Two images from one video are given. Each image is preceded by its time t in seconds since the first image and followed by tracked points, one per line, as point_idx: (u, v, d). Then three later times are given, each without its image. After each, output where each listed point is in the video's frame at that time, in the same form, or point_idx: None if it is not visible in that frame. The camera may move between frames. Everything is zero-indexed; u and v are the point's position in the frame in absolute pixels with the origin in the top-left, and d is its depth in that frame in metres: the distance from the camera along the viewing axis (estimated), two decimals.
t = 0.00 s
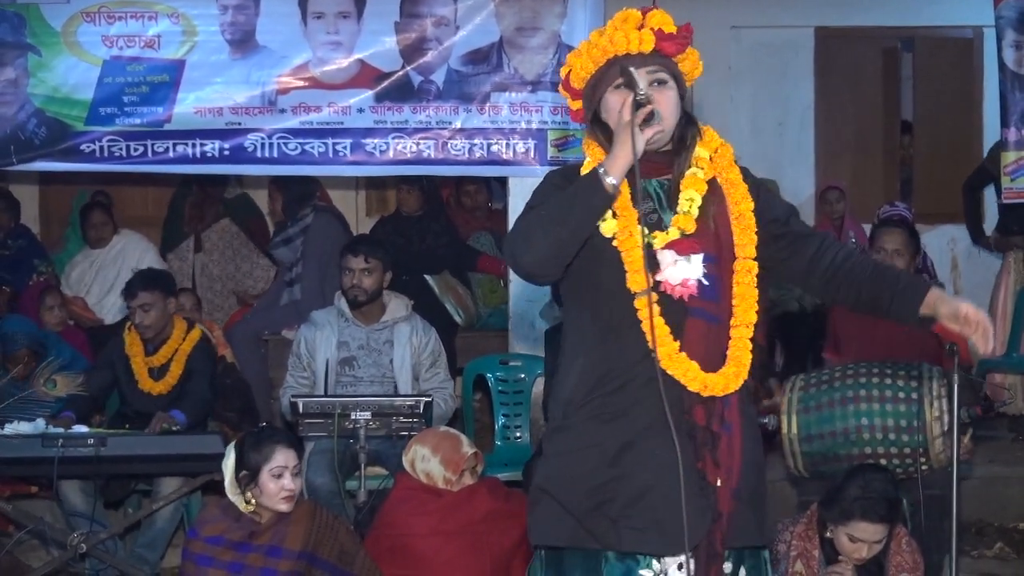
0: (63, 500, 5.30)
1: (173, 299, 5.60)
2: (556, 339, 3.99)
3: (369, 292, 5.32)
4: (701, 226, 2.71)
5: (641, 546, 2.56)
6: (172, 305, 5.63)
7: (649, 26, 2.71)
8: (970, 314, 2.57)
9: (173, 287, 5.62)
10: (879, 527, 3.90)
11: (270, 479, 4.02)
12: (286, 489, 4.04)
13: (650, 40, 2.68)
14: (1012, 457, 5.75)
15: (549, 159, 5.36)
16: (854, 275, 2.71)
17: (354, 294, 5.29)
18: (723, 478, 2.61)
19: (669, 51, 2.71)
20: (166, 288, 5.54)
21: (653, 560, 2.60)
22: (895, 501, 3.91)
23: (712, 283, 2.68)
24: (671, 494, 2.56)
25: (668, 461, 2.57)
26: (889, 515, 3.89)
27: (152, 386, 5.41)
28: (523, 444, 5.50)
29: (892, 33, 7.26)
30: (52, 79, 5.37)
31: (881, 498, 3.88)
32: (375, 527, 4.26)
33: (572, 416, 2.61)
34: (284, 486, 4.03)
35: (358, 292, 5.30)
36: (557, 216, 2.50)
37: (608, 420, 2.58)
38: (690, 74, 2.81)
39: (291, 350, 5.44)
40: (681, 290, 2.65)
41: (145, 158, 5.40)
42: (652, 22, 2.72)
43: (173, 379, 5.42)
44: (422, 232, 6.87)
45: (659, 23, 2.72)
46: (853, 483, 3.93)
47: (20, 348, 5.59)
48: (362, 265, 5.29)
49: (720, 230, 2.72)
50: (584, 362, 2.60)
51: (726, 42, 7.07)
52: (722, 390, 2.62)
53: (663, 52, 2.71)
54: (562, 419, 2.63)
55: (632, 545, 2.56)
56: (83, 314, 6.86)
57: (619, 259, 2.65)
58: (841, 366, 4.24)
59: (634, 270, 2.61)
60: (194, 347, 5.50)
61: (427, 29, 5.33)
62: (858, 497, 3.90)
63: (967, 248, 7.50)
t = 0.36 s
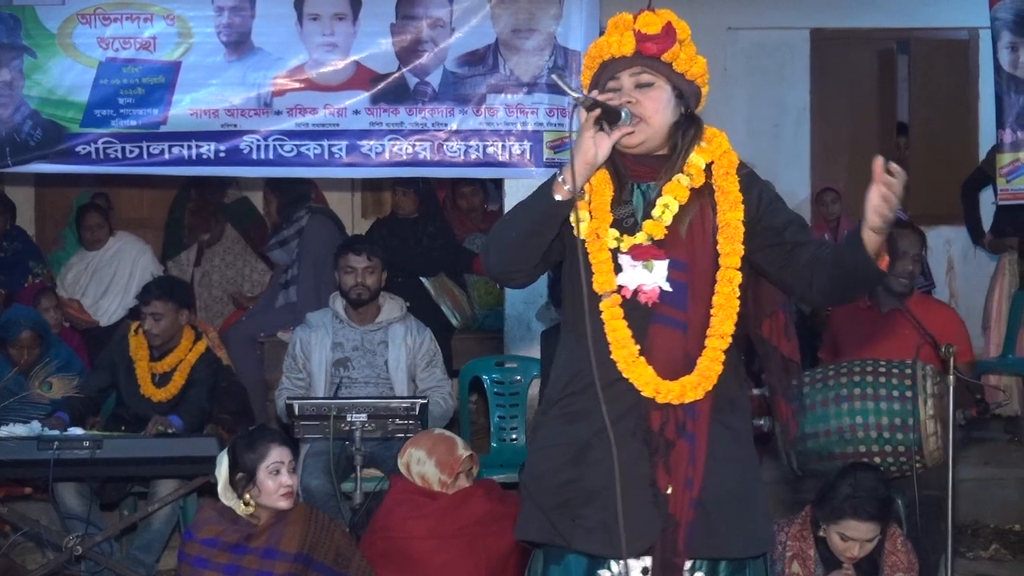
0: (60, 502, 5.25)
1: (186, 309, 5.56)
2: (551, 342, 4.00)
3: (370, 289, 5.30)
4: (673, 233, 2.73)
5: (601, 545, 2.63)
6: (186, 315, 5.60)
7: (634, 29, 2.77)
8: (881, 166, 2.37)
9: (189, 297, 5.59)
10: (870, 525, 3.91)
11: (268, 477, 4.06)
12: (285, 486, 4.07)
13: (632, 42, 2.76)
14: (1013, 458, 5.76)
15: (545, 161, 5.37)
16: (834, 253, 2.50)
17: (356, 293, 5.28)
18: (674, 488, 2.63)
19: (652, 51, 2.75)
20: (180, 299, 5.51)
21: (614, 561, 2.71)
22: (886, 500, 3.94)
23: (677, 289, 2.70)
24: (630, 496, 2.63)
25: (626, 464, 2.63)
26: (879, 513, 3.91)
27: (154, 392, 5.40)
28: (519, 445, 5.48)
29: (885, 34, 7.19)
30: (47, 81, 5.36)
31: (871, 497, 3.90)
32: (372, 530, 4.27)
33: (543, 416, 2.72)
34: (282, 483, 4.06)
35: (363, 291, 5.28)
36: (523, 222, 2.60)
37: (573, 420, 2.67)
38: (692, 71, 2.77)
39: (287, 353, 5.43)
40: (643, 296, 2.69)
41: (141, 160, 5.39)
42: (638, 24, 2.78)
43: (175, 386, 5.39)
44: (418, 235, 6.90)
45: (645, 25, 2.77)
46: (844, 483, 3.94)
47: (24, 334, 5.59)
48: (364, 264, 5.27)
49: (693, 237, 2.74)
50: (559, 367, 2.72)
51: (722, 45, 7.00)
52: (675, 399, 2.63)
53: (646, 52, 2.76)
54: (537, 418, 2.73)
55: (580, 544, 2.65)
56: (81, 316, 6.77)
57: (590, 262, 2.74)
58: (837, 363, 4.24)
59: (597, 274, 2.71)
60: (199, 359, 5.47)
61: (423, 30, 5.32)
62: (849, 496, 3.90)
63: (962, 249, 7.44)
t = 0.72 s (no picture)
0: (48, 505, 5.30)
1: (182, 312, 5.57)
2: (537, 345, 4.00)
3: (367, 288, 5.33)
4: (645, 235, 2.80)
5: (569, 542, 2.72)
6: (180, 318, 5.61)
7: (624, 31, 2.82)
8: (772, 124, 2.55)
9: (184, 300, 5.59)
10: (849, 519, 3.94)
11: (258, 480, 4.04)
12: (275, 489, 4.06)
13: (619, 43, 2.81)
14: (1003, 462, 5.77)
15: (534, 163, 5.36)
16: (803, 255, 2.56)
17: (354, 292, 5.30)
18: (637, 490, 2.70)
19: (635, 52, 2.78)
20: (177, 300, 5.51)
21: (584, 560, 2.76)
22: (865, 494, 4.00)
23: (647, 291, 2.77)
24: (597, 495, 2.71)
25: (593, 464, 2.71)
26: (859, 507, 3.96)
27: (144, 393, 5.39)
28: (507, 447, 5.49)
29: (876, 36, 7.22)
30: (35, 82, 5.36)
31: (849, 490, 3.96)
32: (360, 532, 4.25)
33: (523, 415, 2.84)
34: (271, 486, 4.05)
35: (361, 291, 5.31)
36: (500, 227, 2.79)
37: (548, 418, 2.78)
38: (678, 74, 2.77)
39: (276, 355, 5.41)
40: (613, 297, 2.76)
41: (129, 161, 5.39)
42: (629, 26, 2.82)
43: (166, 388, 5.39)
44: (406, 238, 6.90)
45: (634, 27, 2.81)
46: (824, 478, 4.00)
47: (24, 325, 5.59)
48: (357, 264, 5.31)
49: (665, 239, 2.81)
50: (542, 367, 2.84)
51: (710, 46, 7.07)
52: (638, 399, 2.70)
53: (630, 54, 2.79)
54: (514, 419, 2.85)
55: (547, 541, 2.76)
56: (68, 318, 6.81)
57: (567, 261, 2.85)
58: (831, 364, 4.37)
59: (571, 274, 2.81)
60: (190, 360, 5.46)
61: (412, 32, 5.32)
62: (827, 491, 3.96)
63: (950, 252, 7.45)
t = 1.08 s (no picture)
0: (40, 506, 5.32)
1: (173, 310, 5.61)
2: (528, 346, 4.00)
3: (363, 289, 5.34)
4: (632, 238, 2.80)
5: (557, 543, 2.71)
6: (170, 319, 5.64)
7: (620, 31, 2.83)
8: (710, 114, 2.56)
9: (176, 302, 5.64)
10: (842, 520, 3.94)
11: (251, 482, 4.05)
12: (268, 491, 4.06)
13: (613, 42, 2.81)
14: (998, 464, 5.75)
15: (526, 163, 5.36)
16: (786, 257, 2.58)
17: (350, 293, 5.30)
18: (621, 492, 2.67)
19: (629, 53, 2.78)
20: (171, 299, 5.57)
21: (571, 560, 2.75)
22: (857, 494, 4.01)
23: (635, 293, 2.76)
24: (582, 498, 2.70)
25: (579, 467, 2.71)
26: (852, 507, 3.97)
27: (131, 394, 5.39)
28: (500, 448, 5.44)
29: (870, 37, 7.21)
30: (28, 84, 5.36)
31: (843, 491, 3.97)
32: (352, 532, 4.26)
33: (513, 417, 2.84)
34: (265, 489, 4.05)
35: (357, 292, 5.31)
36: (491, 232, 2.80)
37: (540, 420, 2.78)
38: (670, 76, 2.76)
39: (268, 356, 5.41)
40: (600, 299, 2.75)
41: (121, 162, 5.38)
42: (626, 26, 2.82)
43: (154, 388, 5.39)
44: (399, 239, 6.88)
45: (631, 28, 2.82)
46: (816, 479, 4.03)
47: (14, 317, 5.61)
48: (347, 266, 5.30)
49: (653, 243, 2.80)
50: (534, 370, 2.85)
51: (703, 47, 7.05)
52: (621, 403, 2.69)
53: (624, 54, 2.79)
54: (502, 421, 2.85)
55: (534, 542, 2.76)
56: (60, 319, 6.81)
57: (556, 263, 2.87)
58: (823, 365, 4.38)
59: (560, 277, 2.82)
60: (175, 358, 5.46)
61: (404, 33, 5.32)
62: (820, 492, 3.97)
63: (943, 253, 7.45)
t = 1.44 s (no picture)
0: (32, 507, 5.29)
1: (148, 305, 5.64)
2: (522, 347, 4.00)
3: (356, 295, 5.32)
4: (631, 239, 2.81)
5: (556, 546, 2.70)
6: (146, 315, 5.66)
7: (615, 33, 2.83)
8: (687, 108, 2.61)
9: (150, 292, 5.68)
10: (819, 515, 3.95)
11: (242, 484, 4.05)
12: (259, 493, 4.07)
13: (610, 45, 2.82)
14: (992, 465, 5.77)
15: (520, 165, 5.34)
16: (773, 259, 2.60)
17: (342, 299, 5.29)
18: (625, 492, 2.68)
19: (627, 55, 2.79)
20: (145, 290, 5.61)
21: (571, 563, 2.72)
22: (835, 490, 4.00)
23: (633, 293, 2.77)
24: (584, 499, 2.68)
25: (580, 468, 2.70)
26: (830, 503, 3.97)
27: (120, 392, 5.38)
28: (493, 449, 5.46)
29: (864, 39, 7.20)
30: (21, 84, 5.35)
31: (819, 486, 3.97)
32: (346, 532, 4.27)
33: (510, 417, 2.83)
34: (256, 490, 4.06)
35: (349, 298, 5.30)
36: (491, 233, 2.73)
37: (536, 422, 2.77)
38: (669, 78, 2.75)
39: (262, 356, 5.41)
40: (600, 300, 2.76)
41: (114, 164, 5.38)
42: (622, 28, 2.82)
43: (142, 385, 5.40)
44: (393, 240, 6.88)
45: (626, 29, 2.82)
46: (792, 476, 4.03)
47: None
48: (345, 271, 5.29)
49: (651, 243, 2.81)
50: (530, 371, 2.83)
51: (697, 48, 7.05)
52: (623, 403, 2.69)
53: (622, 56, 2.79)
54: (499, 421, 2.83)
55: (532, 544, 2.74)
56: (53, 320, 6.82)
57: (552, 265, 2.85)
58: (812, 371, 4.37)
59: (558, 278, 2.81)
60: (160, 354, 5.48)
61: (398, 34, 5.33)
62: (795, 488, 3.98)
63: (936, 254, 7.48)
